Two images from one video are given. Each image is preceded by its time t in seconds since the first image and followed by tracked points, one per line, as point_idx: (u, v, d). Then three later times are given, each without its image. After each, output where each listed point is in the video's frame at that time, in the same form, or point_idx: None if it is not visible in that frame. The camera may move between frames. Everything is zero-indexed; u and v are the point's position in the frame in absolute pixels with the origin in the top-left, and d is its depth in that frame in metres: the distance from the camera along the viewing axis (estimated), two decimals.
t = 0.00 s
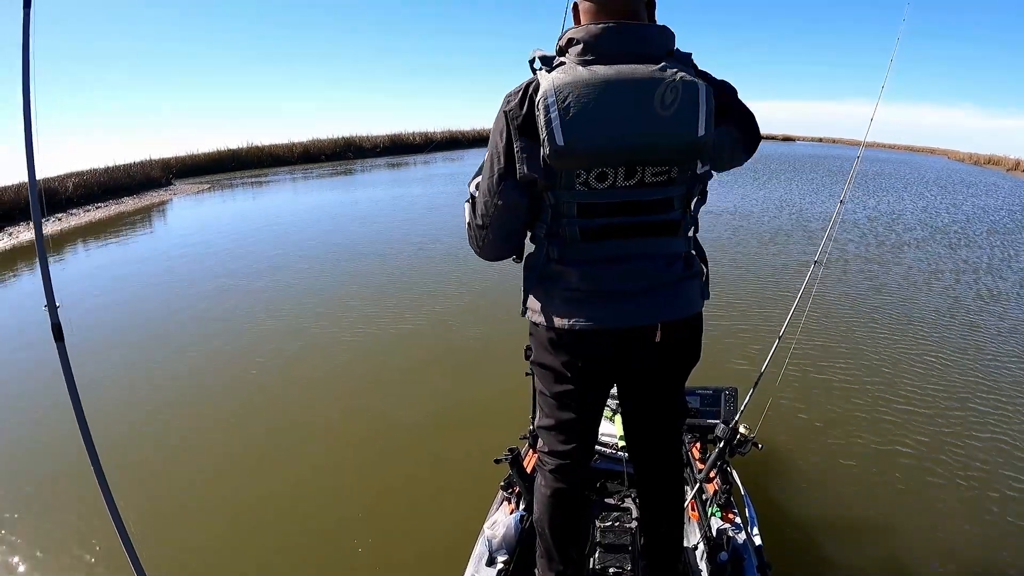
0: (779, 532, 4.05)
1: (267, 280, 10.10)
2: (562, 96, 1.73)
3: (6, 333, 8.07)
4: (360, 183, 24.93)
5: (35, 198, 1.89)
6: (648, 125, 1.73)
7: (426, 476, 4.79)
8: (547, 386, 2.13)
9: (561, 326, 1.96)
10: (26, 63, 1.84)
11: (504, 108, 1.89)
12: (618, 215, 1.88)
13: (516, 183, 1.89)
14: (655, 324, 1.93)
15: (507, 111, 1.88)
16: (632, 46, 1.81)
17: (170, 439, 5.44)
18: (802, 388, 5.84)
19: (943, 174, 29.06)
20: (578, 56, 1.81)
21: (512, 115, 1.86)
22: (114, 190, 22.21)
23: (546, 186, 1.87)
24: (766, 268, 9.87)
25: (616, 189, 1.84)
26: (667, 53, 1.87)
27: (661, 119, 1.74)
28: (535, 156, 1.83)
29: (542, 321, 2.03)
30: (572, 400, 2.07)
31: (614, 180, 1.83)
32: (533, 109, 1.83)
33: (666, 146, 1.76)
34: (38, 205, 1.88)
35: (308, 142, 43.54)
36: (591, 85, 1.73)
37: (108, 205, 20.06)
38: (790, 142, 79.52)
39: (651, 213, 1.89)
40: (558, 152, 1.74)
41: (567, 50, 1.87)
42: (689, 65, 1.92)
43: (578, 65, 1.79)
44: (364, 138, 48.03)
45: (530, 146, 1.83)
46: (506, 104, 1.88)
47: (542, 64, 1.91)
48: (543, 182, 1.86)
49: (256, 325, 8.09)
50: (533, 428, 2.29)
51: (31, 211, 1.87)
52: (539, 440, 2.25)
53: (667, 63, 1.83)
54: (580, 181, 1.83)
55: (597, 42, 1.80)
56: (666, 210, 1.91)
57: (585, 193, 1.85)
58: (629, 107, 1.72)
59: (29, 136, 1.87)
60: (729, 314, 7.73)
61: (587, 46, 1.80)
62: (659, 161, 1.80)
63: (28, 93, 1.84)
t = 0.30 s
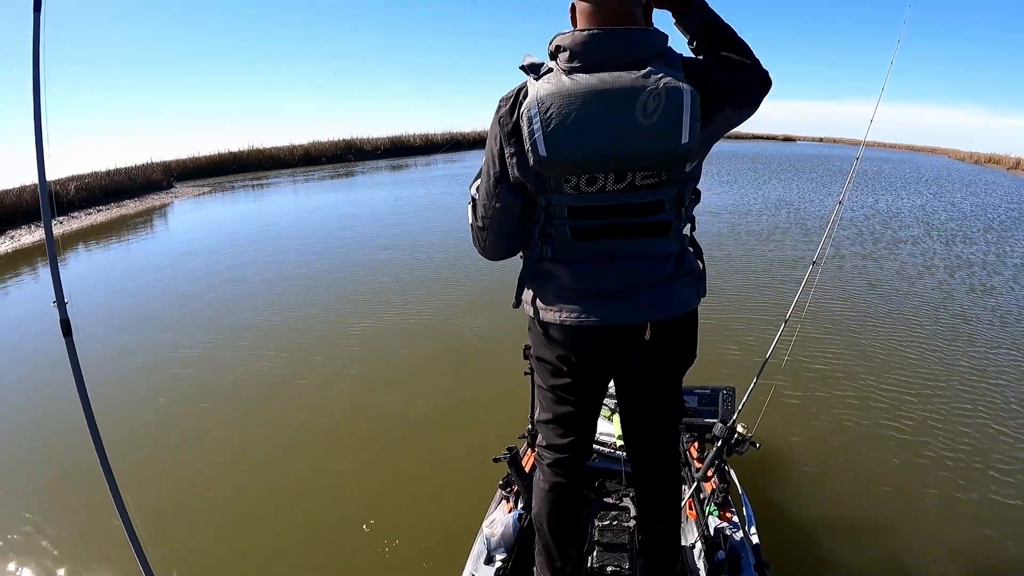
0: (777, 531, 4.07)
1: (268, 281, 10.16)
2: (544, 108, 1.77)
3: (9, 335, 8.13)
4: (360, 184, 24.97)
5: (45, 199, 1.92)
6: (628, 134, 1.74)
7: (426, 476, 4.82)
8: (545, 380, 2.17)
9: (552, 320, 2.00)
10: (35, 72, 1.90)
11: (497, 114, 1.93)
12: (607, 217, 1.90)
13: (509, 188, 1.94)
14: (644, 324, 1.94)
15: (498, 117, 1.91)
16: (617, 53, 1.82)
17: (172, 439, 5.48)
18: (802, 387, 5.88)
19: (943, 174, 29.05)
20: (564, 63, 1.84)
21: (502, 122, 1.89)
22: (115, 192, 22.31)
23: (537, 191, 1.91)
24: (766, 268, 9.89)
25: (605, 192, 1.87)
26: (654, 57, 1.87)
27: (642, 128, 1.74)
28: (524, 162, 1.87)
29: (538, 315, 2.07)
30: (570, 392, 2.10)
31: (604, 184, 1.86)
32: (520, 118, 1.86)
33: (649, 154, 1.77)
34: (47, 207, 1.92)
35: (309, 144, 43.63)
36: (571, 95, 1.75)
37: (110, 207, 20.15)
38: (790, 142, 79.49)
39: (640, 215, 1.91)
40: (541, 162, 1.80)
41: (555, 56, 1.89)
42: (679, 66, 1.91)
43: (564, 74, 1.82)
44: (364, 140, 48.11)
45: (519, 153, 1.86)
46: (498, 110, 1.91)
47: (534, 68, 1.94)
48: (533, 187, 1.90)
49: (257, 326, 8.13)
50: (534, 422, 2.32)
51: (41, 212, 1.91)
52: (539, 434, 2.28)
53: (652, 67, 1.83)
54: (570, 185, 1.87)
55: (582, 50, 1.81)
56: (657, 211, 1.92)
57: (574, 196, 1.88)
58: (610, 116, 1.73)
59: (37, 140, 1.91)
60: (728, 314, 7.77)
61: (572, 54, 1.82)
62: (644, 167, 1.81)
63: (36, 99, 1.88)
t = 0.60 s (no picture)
0: (781, 531, 4.05)
1: (269, 282, 10.14)
2: (555, 108, 1.75)
3: (10, 337, 8.10)
4: (360, 186, 24.94)
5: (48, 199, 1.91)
6: (640, 135, 1.72)
7: (428, 476, 4.80)
8: (553, 383, 2.14)
9: (563, 323, 1.98)
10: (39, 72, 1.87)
11: (505, 114, 1.90)
12: (617, 218, 1.88)
13: (517, 188, 1.92)
14: (656, 326, 1.92)
15: (507, 118, 1.89)
16: (628, 52, 1.80)
17: (174, 440, 5.46)
18: (806, 385, 5.87)
19: (944, 173, 29.02)
20: (574, 62, 1.82)
21: (511, 122, 1.87)
22: (115, 194, 22.29)
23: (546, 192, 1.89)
24: (767, 268, 9.87)
25: (617, 193, 1.85)
26: (666, 56, 1.85)
27: (654, 129, 1.73)
28: (533, 163, 1.85)
29: (548, 318, 2.05)
30: (578, 397, 2.08)
31: (615, 185, 1.84)
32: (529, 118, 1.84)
33: (661, 155, 1.76)
34: (52, 206, 1.91)
35: (308, 145, 43.61)
36: (582, 95, 1.73)
37: (110, 209, 20.12)
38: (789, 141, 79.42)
39: (650, 217, 1.89)
40: (552, 164, 1.78)
41: (565, 53, 1.87)
42: (690, 66, 1.89)
43: (573, 73, 1.81)
44: (363, 141, 48.09)
45: (528, 154, 1.84)
46: (507, 110, 1.89)
47: (543, 65, 1.92)
48: (542, 188, 1.88)
49: (258, 327, 8.11)
50: (540, 425, 2.30)
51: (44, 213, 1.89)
52: (546, 437, 2.26)
53: (664, 66, 1.80)
54: (581, 186, 1.85)
55: (591, 48, 1.79)
56: (668, 212, 1.91)
57: (584, 198, 1.86)
58: (621, 117, 1.71)
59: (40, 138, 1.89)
60: (730, 313, 7.74)
61: (582, 52, 1.80)
62: (656, 168, 1.79)
63: (39, 98, 1.86)
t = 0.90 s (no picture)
0: (778, 530, 4.05)
1: (268, 285, 10.15)
2: (547, 108, 1.74)
3: (9, 342, 8.13)
4: (360, 187, 24.97)
5: (44, 208, 1.94)
6: (633, 134, 1.72)
7: (426, 477, 4.83)
8: (546, 383, 2.14)
9: (557, 323, 1.98)
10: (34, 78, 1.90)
11: (497, 114, 1.90)
12: (610, 217, 1.88)
13: (510, 188, 1.92)
14: (649, 325, 1.92)
15: (499, 117, 1.89)
16: (621, 51, 1.79)
17: (173, 443, 5.49)
18: (805, 385, 5.85)
19: (946, 171, 28.91)
20: (566, 61, 1.81)
21: (503, 122, 1.87)
22: (115, 200, 22.34)
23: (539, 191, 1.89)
24: (767, 267, 9.85)
25: (610, 192, 1.84)
26: (659, 54, 1.84)
27: (646, 128, 1.72)
28: (525, 163, 1.85)
29: (541, 318, 2.04)
30: (571, 396, 2.08)
31: (608, 185, 1.83)
32: (521, 118, 1.83)
33: (654, 153, 1.75)
34: (47, 214, 1.93)
35: (308, 147, 43.64)
36: (574, 95, 1.73)
37: (109, 214, 20.17)
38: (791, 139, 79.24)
39: (644, 216, 1.89)
40: (545, 164, 1.77)
41: (557, 53, 1.87)
42: (683, 64, 1.89)
43: (566, 72, 1.80)
44: (363, 143, 48.10)
45: (520, 154, 1.84)
46: (499, 109, 1.89)
47: (535, 65, 1.91)
48: (535, 187, 1.88)
49: (256, 329, 8.13)
50: (534, 425, 2.29)
51: (39, 220, 1.92)
52: (539, 437, 2.26)
53: (657, 65, 1.80)
54: (574, 186, 1.84)
55: (584, 47, 1.79)
56: (661, 211, 1.90)
57: (577, 197, 1.85)
58: (614, 116, 1.71)
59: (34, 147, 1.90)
60: (729, 313, 7.72)
61: (574, 51, 1.80)
62: (649, 167, 1.79)
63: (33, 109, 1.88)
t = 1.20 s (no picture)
0: (777, 528, 4.07)
1: (266, 288, 10.18)
2: (543, 111, 1.77)
3: (9, 348, 8.16)
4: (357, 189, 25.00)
5: (49, 211, 1.96)
6: (628, 136, 1.75)
7: (427, 477, 4.85)
8: (545, 382, 2.16)
9: (555, 322, 2.00)
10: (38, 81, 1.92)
11: (495, 118, 1.92)
12: (607, 218, 1.90)
13: (508, 189, 1.94)
14: (646, 325, 1.94)
15: (497, 121, 1.91)
16: (616, 53, 1.82)
17: (175, 446, 5.51)
18: (802, 383, 5.86)
19: (943, 167, 28.96)
20: (562, 65, 1.84)
21: (501, 125, 1.89)
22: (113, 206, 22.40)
23: (537, 193, 1.91)
24: (765, 266, 9.86)
25: (606, 194, 1.86)
26: (653, 56, 1.86)
27: (641, 130, 1.74)
28: (523, 165, 1.88)
29: (540, 318, 2.06)
30: (569, 395, 2.10)
31: (604, 186, 1.85)
32: (518, 121, 1.86)
33: (649, 155, 1.78)
34: (52, 218, 1.96)
35: (306, 151, 43.70)
36: (570, 97, 1.75)
37: (108, 219, 20.21)
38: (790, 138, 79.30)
39: (640, 216, 1.91)
40: (542, 166, 1.80)
41: (553, 57, 1.89)
42: (679, 67, 1.91)
43: (561, 75, 1.82)
44: (361, 146, 48.16)
45: (517, 156, 1.86)
46: (496, 112, 1.91)
47: (532, 69, 1.94)
48: (532, 189, 1.90)
49: (255, 332, 8.15)
50: (533, 424, 2.31)
51: (46, 224, 1.95)
52: (539, 436, 2.28)
53: (652, 67, 1.82)
54: (571, 187, 1.86)
55: (580, 51, 1.81)
56: (657, 212, 1.92)
57: (574, 198, 1.88)
58: (609, 118, 1.73)
59: (42, 152, 1.93)
60: (728, 312, 7.74)
61: (570, 55, 1.82)
62: (644, 168, 1.81)
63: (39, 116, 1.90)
